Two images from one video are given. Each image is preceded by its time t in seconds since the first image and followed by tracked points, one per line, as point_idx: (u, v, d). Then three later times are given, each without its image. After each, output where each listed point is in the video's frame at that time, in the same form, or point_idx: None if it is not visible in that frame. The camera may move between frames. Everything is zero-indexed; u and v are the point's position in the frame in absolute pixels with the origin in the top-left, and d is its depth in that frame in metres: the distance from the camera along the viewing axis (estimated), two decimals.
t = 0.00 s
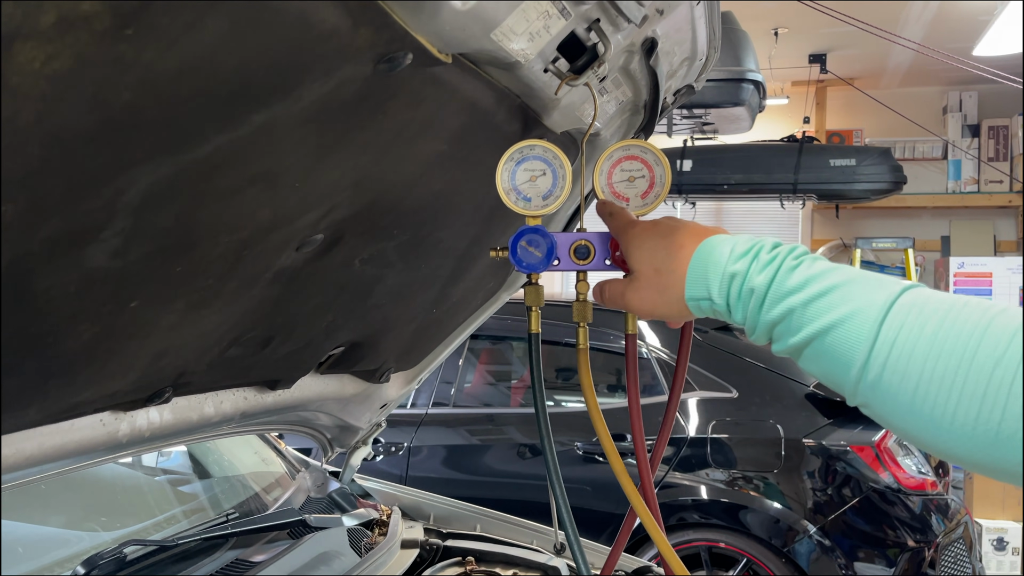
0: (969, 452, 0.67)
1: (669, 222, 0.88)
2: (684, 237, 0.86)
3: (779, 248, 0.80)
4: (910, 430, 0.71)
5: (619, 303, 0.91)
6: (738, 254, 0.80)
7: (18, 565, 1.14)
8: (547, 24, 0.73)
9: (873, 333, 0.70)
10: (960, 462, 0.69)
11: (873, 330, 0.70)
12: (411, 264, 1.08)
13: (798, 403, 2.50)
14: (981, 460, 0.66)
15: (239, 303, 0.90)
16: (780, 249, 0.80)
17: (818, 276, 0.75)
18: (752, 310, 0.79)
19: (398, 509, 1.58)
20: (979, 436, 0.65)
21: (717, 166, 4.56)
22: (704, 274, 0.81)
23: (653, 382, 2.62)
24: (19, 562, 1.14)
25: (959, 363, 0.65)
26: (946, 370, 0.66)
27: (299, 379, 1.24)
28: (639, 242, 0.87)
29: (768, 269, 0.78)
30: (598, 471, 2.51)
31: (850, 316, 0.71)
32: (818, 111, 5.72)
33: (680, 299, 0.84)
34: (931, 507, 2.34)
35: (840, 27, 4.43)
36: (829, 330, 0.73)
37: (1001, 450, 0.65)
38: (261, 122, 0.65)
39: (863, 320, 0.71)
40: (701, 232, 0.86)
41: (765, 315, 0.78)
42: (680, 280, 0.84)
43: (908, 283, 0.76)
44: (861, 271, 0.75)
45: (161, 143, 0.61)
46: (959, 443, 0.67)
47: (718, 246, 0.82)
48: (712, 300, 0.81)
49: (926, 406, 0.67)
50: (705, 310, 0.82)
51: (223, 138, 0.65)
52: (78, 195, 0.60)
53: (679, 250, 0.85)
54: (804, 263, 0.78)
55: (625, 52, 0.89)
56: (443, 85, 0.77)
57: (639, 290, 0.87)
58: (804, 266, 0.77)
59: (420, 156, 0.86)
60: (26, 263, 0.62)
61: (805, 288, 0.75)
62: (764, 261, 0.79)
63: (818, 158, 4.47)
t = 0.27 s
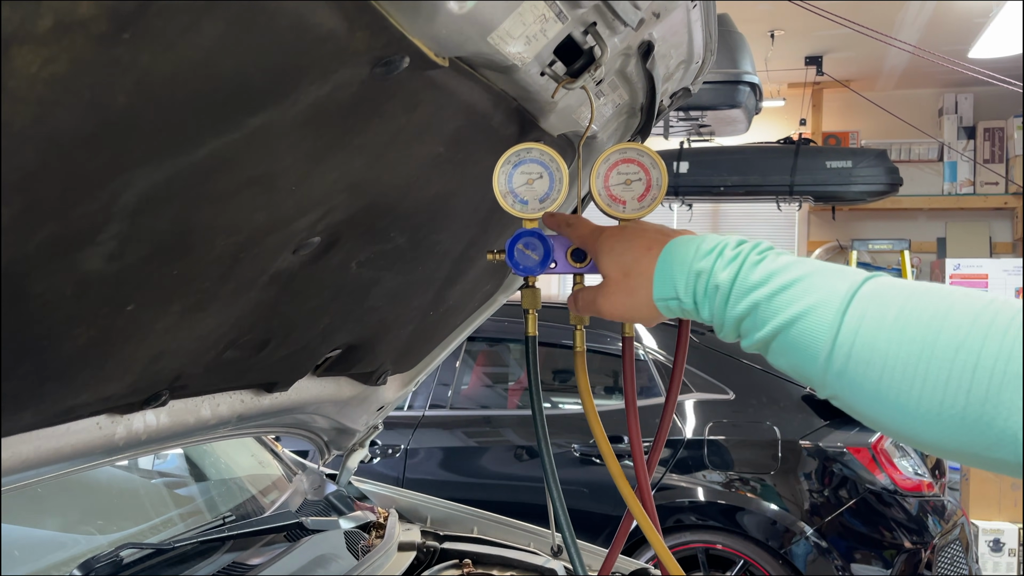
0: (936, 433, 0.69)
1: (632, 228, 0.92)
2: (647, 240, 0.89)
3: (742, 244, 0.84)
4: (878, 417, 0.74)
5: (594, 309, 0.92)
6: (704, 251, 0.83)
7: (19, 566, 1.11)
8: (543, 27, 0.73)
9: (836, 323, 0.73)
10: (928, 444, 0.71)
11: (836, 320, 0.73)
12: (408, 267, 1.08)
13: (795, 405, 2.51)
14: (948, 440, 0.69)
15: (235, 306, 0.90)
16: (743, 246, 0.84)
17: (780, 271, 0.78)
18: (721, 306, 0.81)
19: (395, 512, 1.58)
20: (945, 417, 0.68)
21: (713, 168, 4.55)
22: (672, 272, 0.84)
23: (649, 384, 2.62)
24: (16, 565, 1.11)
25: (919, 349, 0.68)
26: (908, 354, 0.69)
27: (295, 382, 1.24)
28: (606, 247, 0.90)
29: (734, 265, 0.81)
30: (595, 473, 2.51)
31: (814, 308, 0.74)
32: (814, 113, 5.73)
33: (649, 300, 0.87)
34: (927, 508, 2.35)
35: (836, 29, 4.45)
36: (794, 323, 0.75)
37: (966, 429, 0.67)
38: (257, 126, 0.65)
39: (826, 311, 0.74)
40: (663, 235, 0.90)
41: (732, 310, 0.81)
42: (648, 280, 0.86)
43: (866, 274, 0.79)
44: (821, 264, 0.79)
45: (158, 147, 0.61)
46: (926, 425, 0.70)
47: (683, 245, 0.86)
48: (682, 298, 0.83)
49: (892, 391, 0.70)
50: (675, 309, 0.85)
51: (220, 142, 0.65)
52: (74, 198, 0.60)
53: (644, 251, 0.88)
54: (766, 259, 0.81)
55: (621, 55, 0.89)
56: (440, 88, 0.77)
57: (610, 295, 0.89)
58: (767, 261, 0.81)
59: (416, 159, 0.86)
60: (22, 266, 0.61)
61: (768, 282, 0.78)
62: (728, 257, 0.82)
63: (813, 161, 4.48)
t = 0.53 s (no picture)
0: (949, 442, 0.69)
1: (631, 234, 0.90)
2: (647, 248, 0.88)
3: (745, 251, 0.83)
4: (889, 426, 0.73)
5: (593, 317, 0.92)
6: (709, 259, 0.82)
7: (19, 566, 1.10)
8: (545, 24, 0.73)
9: (848, 334, 0.72)
10: (940, 452, 0.71)
11: (848, 332, 0.72)
12: (408, 266, 1.08)
13: (794, 406, 2.51)
14: (960, 450, 0.69)
15: (235, 304, 0.89)
16: (747, 253, 0.82)
17: (787, 280, 0.77)
18: (727, 316, 0.80)
19: (394, 512, 1.57)
20: (958, 427, 0.68)
21: (712, 169, 4.55)
22: (677, 281, 0.82)
23: (648, 385, 2.62)
24: (14, 565, 1.10)
25: (935, 358, 0.68)
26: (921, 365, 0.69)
27: (294, 382, 1.23)
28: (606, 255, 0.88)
29: (740, 274, 0.80)
30: (594, 474, 2.51)
31: (823, 318, 0.74)
32: (812, 114, 5.75)
33: (651, 309, 0.85)
34: (926, 509, 2.35)
35: (834, 30, 4.46)
36: (805, 333, 0.75)
37: (980, 439, 0.67)
38: (258, 122, 0.65)
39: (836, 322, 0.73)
40: (663, 241, 0.89)
41: (739, 321, 0.79)
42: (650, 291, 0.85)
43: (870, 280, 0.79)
44: (827, 271, 0.78)
45: (158, 143, 0.61)
46: (939, 435, 0.69)
47: (685, 253, 0.84)
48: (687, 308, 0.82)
49: (907, 401, 0.70)
50: (680, 318, 0.83)
51: (220, 138, 0.64)
52: (73, 194, 0.59)
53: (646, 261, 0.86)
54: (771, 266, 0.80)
55: (623, 52, 0.88)
56: (440, 85, 0.76)
57: (609, 304, 0.88)
58: (772, 269, 0.79)
59: (417, 157, 0.85)
60: (20, 263, 0.61)
61: (776, 290, 0.77)
62: (734, 266, 0.81)
63: (811, 161, 4.48)
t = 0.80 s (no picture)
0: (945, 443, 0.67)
1: (613, 239, 0.85)
2: (630, 259, 0.83)
3: (717, 259, 0.80)
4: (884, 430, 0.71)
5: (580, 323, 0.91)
6: (682, 274, 0.79)
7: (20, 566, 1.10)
8: (544, 25, 0.73)
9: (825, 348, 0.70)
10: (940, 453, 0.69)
11: (825, 345, 0.70)
12: (406, 267, 1.07)
13: (793, 408, 2.51)
14: (957, 449, 0.67)
15: (233, 305, 0.89)
16: (719, 261, 0.80)
17: (760, 292, 0.75)
18: (708, 334, 0.78)
19: (392, 515, 1.57)
20: (950, 429, 0.65)
21: (710, 171, 4.55)
22: (654, 300, 0.80)
23: (647, 386, 2.62)
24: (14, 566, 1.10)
25: (914, 363, 0.65)
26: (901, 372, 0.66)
27: (293, 383, 1.23)
28: (589, 270, 0.85)
29: (713, 289, 0.77)
30: (593, 476, 2.50)
31: (801, 332, 0.71)
32: (810, 116, 5.75)
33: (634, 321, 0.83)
34: (925, 510, 2.34)
35: (832, 32, 4.46)
36: (784, 347, 0.72)
37: (974, 438, 0.65)
38: (257, 122, 0.65)
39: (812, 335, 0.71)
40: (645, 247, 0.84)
41: (719, 337, 0.77)
42: (633, 308, 0.82)
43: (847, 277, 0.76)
44: (801, 276, 0.75)
45: (156, 143, 0.61)
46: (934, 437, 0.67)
47: (665, 268, 0.81)
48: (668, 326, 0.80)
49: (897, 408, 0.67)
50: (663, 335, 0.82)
51: (219, 138, 0.64)
52: (71, 195, 0.59)
53: (629, 277, 0.82)
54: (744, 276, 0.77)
55: (622, 53, 0.88)
56: (440, 85, 0.76)
57: (595, 313, 0.86)
58: (744, 280, 0.77)
59: (416, 157, 0.85)
60: (17, 264, 0.61)
61: (748, 304, 0.75)
62: (707, 280, 0.78)
63: (809, 162, 4.46)
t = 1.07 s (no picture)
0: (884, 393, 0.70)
1: (559, 237, 0.83)
2: (579, 259, 0.82)
3: (648, 239, 0.79)
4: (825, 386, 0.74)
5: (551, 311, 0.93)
6: (621, 262, 0.79)
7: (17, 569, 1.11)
8: (547, 26, 0.73)
9: (764, 329, 0.70)
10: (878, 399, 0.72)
11: (762, 325, 0.70)
12: (408, 269, 1.07)
13: (793, 409, 2.51)
14: (894, 396, 0.70)
15: (236, 306, 0.89)
16: (649, 241, 0.79)
17: (693, 276, 0.74)
18: (653, 320, 0.78)
19: (394, 515, 1.57)
20: (888, 385, 0.68)
21: (709, 172, 4.56)
22: (600, 293, 0.80)
23: (648, 387, 2.62)
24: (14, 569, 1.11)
25: (849, 333, 0.67)
26: (837, 341, 0.68)
27: (294, 384, 1.23)
28: (545, 275, 0.84)
29: (649, 276, 0.76)
30: (594, 477, 2.50)
31: (739, 314, 0.72)
32: (809, 117, 5.76)
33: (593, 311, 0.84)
34: (925, 511, 2.34)
35: (831, 33, 4.46)
36: (728, 329, 0.73)
37: (909, 389, 0.68)
38: (260, 123, 0.65)
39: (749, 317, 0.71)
40: (591, 242, 0.83)
41: (666, 322, 0.78)
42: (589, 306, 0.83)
43: (766, 243, 0.76)
44: (729, 250, 0.75)
45: (160, 144, 0.61)
46: (873, 391, 0.70)
47: (607, 261, 0.80)
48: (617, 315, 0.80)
49: (842, 374, 0.69)
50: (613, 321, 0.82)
51: (223, 139, 0.64)
52: (74, 196, 0.59)
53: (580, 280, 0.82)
54: (674, 256, 0.77)
55: (624, 55, 0.88)
56: (443, 86, 0.76)
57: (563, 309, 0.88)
58: (676, 262, 0.76)
59: (418, 158, 0.85)
60: (22, 265, 0.61)
61: (683, 290, 0.75)
62: (642, 266, 0.77)
63: (809, 164, 4.47)
